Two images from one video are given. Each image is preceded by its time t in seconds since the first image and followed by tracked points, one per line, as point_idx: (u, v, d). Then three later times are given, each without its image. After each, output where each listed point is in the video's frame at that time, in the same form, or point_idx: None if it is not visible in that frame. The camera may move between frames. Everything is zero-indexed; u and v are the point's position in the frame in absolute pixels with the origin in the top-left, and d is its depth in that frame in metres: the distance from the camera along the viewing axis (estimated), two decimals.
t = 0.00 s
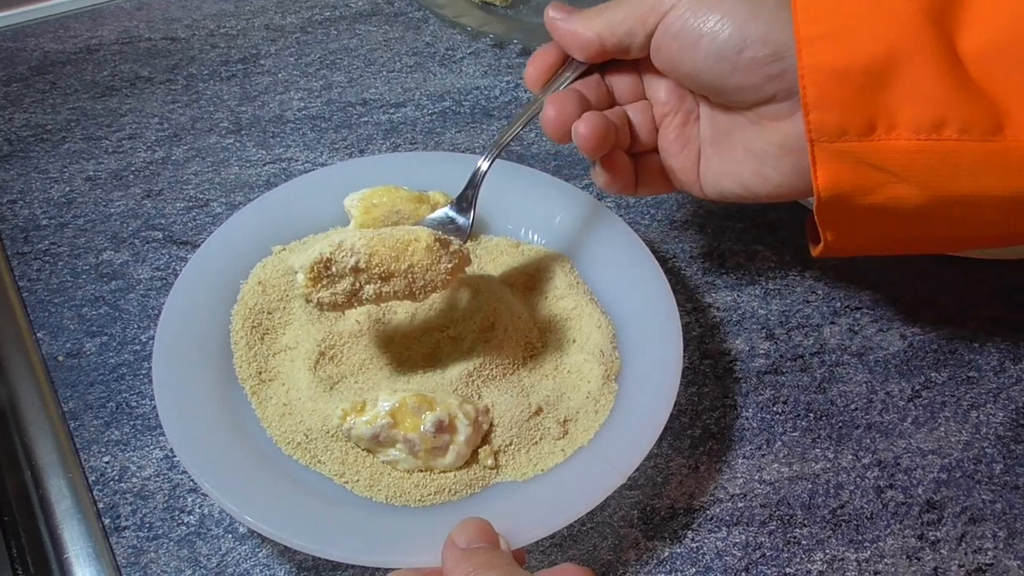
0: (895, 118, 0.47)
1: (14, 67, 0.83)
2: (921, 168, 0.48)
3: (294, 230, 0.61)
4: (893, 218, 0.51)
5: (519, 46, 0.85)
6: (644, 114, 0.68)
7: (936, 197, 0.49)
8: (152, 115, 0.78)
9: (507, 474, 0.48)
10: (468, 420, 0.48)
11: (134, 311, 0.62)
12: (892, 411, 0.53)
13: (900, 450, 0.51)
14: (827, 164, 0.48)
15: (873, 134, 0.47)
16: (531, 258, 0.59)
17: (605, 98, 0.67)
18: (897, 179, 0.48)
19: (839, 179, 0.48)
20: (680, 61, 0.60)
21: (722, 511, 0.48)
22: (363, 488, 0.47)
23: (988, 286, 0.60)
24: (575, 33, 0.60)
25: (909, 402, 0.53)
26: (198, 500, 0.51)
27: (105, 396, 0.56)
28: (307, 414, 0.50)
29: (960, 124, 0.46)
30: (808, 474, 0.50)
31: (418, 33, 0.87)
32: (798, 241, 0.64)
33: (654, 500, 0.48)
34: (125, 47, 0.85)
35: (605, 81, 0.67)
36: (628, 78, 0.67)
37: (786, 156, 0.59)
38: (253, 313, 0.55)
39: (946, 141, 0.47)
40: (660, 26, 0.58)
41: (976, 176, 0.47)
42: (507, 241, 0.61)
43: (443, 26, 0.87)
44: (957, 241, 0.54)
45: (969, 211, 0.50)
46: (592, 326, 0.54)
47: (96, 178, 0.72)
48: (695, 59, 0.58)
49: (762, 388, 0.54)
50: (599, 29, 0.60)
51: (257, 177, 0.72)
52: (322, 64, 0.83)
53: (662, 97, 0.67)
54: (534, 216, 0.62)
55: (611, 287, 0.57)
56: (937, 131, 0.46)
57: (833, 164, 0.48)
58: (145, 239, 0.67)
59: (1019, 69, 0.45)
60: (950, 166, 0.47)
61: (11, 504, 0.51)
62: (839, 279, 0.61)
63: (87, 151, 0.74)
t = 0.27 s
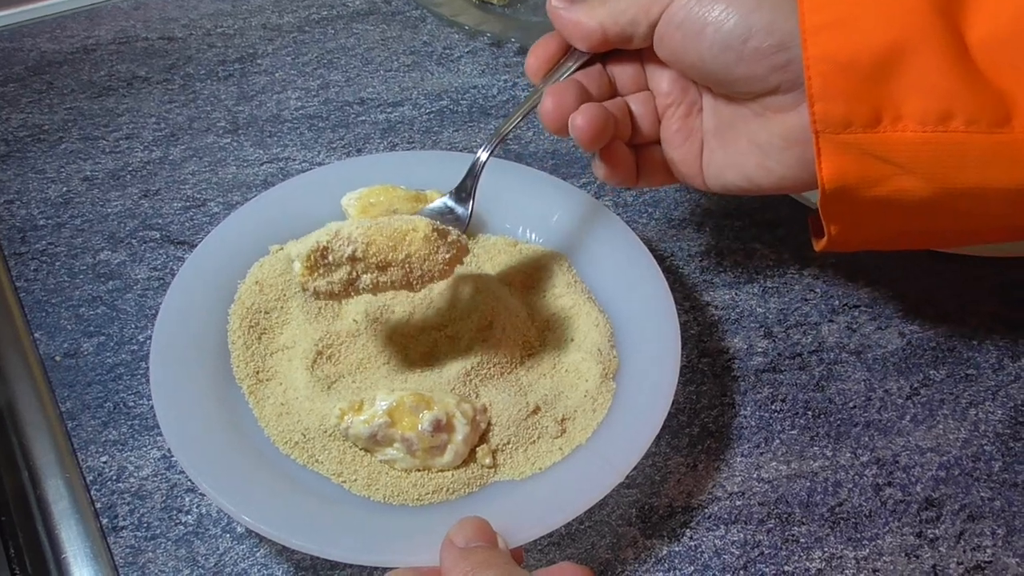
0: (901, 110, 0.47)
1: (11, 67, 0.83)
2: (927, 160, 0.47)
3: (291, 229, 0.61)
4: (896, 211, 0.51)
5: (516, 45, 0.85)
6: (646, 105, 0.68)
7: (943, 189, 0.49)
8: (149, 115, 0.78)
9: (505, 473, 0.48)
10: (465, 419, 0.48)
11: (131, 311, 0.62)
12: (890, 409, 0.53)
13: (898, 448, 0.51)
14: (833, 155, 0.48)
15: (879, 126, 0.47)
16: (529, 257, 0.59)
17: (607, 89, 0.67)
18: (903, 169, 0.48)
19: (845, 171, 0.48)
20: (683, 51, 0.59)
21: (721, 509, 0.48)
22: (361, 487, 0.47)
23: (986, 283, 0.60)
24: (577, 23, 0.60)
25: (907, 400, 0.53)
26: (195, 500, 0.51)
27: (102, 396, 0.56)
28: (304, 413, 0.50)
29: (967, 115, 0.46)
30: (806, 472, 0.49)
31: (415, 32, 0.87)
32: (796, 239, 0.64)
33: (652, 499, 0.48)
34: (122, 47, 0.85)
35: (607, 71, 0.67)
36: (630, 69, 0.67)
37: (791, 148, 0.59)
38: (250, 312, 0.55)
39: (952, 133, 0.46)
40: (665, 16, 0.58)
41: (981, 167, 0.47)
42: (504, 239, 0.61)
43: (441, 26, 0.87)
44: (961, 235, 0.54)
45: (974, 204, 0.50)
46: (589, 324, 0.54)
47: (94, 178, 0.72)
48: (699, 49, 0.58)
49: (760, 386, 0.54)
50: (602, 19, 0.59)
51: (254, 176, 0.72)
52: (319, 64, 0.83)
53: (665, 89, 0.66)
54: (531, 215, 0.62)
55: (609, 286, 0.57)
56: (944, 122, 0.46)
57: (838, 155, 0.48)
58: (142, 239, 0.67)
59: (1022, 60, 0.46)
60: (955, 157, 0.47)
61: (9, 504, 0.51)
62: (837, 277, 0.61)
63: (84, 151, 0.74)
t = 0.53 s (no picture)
0: (896, 112, 0.47)
1: (10, 66, 0.83)
2: (922, 160, 0.47)
3: (290, 228, 0.61)
4: (893, 212, 0.51)
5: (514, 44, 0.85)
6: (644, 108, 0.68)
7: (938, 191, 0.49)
8: (148, 115, 0.78)
9: (503, 471, 0.48)
10: (463, 417, 0.48)
11: (131, 311, 0.62)
12: (886, 406, 0.53)
13: (894, 445, 0.51)
14: (827, 156, 0.48)
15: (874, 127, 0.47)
16: (526, 256, 0.59)
17: (604, 92, 0.67)
18: (897, 171, 0.48)
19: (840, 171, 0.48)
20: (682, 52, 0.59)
21: (718, 507, 0.48)
22: (360, 485, 0.47)
23: (982, 281, 0.60)
24: (577, 28, 0.60)
25: (904, 397, 0.53)
26: (195, 498, 0.51)
27: (102, 394, 0.56)
28: (303, 412, 0.51)
29: (962, 117, 0.46)
30: (803, 469, 0.50)
31: (413, 32, 0.87)
32: (793, 238, 0.64)
33: (650, 496, 0.48)
34: (121, 47, 0.85)
35: (605, 76, 0.67)
36: (628, 73, 0.67)
37: (789, 149, 0.59)
38: (249, 311, 0.55)
39: (946, 135, 0.47)
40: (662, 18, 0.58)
41: (976, 170, 0.48)
42: (502, 239, 0.61)
43: (439, 25, 0.87)
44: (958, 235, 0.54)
45: (970, 204, 0.50)
46: (587, 323, 0.55)
47: (93, 177, 0.72)
48: (697, 50, 0.58)
49: (757, 384, 0.54)
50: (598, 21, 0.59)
51: (253, 175, 0.72)
52: (318, 63, 0.83)
53: (663, 92, 0.66)
54: (529, 214, 0.62)
55: (606, 285, 0.57)
56: (939, 124, 0.46)
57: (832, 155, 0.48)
58: (142, 239, 0.67)
59: (1021, 64, 0.46)
60: (950, 159, 0.47)
61: (8, 499, 0.51)
62: (834, 276, 0.61)
63: (83, 151, 0.74)
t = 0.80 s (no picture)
0: (923, 18, 0.42)
1: (12, 67, 0.83)
2: (950, 72, 0.42)
3: (289, 229, 0.61)
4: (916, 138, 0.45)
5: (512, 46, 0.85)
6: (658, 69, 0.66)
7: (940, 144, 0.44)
8: (149, 116, 0.78)
9: (500, 470, 0.48)
10: (461, 417, 0.49)
11: (131, 310, 0.62)
12: (880, 406, 0.53)
13: (888, 444, 0.51)
14: (843, 62, 0.42)
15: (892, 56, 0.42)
16: (524, 257, 0.60)
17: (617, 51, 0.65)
18: (918, 97, 0.43)
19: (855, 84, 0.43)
20: None
21: (713, 505, 0.48)
22: (359, 484, 0.47)
23: (977, 282, 0.61)
24: None
25: (897, 397, 0.54)
26: (195, 497, 0.51)
27: (103, 393, 0.57)
28: (303, 411, 0.51)
29: (994, 25, 0.41)
30: (798, 468, 0.50)
31: (412, 33, 0.87)
32: (788, 239, 0.64)
33: (646, 495, 0.49)
34: (122, 48, 0.86)
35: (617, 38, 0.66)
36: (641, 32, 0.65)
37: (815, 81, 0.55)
38: (249, 311, 0.55)
39: (978, 61, 0.41)
40: None
41: (996, 118, 0.43)
42: (499, 240, 0.61)
43: (437, 27, 0.88)
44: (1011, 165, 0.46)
45: (1011, 129, 0.43)
46: (584, 323, 0.55)
47: (94, 178, 0.72)
48: None
49: (752, 383, 0.55)
50: None
51: (253, 176, 0.73)
52: (317, 65, 0.83)
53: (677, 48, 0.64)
54: (526, 215, 0.62)
55: (604, 286, 0.57)
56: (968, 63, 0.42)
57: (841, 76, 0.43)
58: (142, 239, 0.68)
59: None
60: (980, 72, 0.42)
61: (9, 494, 0.51)
62: (829, 276, 0.61)
63: (84, 151, 0.75)
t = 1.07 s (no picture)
0: None
1: (12, 68, 0.84)
2: None
3: (288, 230, 0.61)
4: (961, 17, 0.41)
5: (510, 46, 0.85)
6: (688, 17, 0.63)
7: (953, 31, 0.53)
8: (149, 117, 0.79)
9: (499, 470, 0.49)
10: (460, 417, 0.49)
11: (132, 311, 0.63)
12: (877, 404, 0.54)
13: (885, 443, 0.52)
14: None
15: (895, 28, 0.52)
16: (523, 256, 0.60)
17: None
18: None
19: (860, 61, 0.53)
20: None
21: (711, 504, 0.49)
22: (358, 485, 0.48)
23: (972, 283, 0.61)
24: None
25: (895, 396, 0.54)
26: (195, 497, 0.52)
27: (103, 394, 0.57)
28: (302, 411, 0.51)
29: None
30: (795, 467, 0.50)
31: (411, 34, 0.87)
32: (786, 238, 0.65)
33: (643, 495, 0.49)
34: (122, 49, 0.86)
35: None
36: None
37: None
38: (249, 312, 0.56)
39: None
40: None
41: None
42: (498, 240, 0.62)
43: (436, 27, 0.88)
44: None
45: None
46: (582, 323, 0.55)
47: (94, 179, 0.73)
48: None
49: (750, 383, 0.55)
50: None
51: (252, 177, 0.73)
52: (316, 65, 0.84)
53: None
54: (525, 215, 0.62)
55: (602, 286, 0.58)
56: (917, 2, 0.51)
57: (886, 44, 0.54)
58: (142, 240, 0.68)
59: None
60: None
61: (10, 496, 0.52)
62: (827, 276, 0.62)
63: (85, 152, 0.75)
